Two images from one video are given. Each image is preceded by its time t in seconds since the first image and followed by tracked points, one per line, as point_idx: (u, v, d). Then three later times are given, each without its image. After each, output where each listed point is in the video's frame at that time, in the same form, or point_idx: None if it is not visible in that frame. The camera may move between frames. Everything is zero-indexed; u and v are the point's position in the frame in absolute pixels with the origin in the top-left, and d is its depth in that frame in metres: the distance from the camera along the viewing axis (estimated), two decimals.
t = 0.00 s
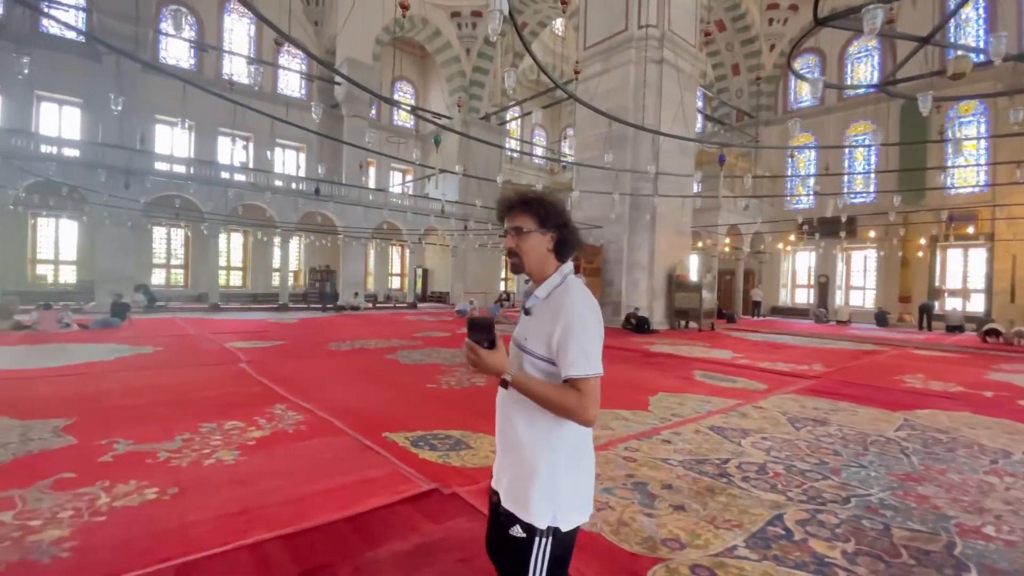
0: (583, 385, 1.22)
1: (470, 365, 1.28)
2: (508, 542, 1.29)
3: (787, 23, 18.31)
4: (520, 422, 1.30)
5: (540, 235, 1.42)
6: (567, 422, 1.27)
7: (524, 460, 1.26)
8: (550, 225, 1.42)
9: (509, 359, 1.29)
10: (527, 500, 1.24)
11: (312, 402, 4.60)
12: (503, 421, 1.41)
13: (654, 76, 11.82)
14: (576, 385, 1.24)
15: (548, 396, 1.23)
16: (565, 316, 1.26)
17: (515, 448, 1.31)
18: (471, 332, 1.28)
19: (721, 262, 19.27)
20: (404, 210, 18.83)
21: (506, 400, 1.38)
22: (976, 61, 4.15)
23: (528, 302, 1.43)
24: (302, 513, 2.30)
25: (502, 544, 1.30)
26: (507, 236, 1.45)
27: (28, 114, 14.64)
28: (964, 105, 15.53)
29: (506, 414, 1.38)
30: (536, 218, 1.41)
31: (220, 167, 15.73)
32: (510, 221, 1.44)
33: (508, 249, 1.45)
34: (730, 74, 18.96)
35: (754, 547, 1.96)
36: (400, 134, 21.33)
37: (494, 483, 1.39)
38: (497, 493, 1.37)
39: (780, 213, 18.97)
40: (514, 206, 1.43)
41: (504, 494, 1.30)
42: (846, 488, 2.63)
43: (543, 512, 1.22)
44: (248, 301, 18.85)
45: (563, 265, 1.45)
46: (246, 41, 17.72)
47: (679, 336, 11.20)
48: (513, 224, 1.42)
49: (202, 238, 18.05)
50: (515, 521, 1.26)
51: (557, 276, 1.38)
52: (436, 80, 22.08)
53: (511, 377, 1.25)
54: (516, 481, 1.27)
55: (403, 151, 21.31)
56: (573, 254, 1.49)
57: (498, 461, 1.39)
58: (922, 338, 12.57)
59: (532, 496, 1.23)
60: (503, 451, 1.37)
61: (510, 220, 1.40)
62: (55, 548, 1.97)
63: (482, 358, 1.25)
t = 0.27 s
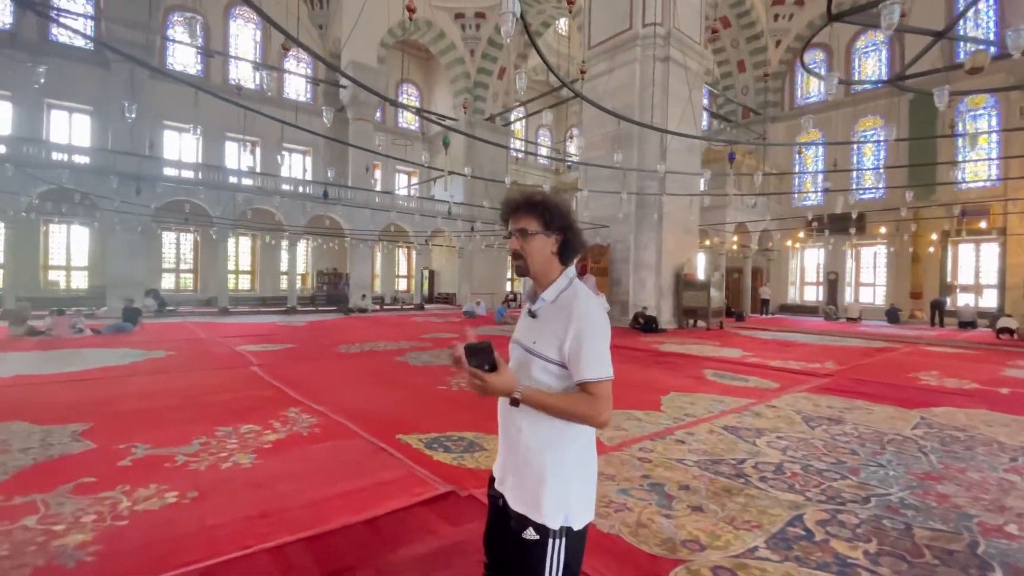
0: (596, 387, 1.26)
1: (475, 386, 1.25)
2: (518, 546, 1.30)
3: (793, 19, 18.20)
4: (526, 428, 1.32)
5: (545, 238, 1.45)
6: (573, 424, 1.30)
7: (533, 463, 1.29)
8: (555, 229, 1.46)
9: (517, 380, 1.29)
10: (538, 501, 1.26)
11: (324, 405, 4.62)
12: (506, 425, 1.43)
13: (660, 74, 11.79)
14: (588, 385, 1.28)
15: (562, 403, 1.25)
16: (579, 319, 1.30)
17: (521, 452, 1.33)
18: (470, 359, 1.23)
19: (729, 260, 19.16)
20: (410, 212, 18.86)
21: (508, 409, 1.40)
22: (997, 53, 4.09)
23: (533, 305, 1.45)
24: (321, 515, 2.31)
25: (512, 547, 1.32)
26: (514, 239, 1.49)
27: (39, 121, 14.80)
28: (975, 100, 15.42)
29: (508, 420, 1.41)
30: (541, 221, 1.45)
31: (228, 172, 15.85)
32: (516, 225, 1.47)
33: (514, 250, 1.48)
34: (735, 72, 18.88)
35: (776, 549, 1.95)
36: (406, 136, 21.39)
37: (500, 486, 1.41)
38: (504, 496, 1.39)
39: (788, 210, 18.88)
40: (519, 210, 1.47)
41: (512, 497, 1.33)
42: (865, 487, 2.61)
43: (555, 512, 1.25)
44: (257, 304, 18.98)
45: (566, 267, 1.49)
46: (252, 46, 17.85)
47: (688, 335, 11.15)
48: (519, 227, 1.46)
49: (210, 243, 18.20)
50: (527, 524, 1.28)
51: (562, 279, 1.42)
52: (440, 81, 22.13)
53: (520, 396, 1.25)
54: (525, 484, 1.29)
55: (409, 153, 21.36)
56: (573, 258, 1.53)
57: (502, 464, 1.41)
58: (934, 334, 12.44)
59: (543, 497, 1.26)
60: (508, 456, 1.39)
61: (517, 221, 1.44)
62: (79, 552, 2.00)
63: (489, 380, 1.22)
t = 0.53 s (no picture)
0: (604, 382, 1.34)
1: (493, 401, 1.27)
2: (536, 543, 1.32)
3: (795, 15, 18.15)
4: (533, 427, 1.35)
5: (541, 241, 1.49)
6: (577, 416, 1.36)
7: (544, 459, 1.31)
8: (548, 232, 1.51)
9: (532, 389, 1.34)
10: (552, 496, 1.29)
11: (336, 407, 4.63)
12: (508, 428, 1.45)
13: (663, 72, 11.77)
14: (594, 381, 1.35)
15: (576, 402, 1.32)
16: (582, 318, 1.37)
17: (529, 450, 1.35)
18: (482, 377, 1.26)
19: (733, 258, 19.10)
20: (413, 213, 18.85)
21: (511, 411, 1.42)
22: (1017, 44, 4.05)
23: (531, 307, 1.49)
24: (342, 518, 2.31)
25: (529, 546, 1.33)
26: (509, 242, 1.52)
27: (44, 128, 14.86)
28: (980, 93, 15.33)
29: (511, 422, 1.43)
30: (535, 224, 1.49)
31: (233, 175, 15.88)
32: (512, 229, 1.50)
33: (510, 254, 1.51)
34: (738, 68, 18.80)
35: (800, 548, 1.94)
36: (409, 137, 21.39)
37: (506, 489, 1.42)
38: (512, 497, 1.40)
39: (792, 207, 18.82)
40: (514, 215, 1.50)
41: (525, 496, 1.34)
42: (886, 485, 2.59)
43: (570, 504, 1.28)
44: (263, 307, 19.02)
45: (558, 267, 1.54)
46: (254, 50, 17.88)
47: (694, 333, 11.12)
48: (514, 232, 1.49)
49: (215, 246, 18.25)
50: (544, 519, 1.30)
51: (558, 281, 1.48)
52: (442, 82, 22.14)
53: (539, 402, 1.30)
54: (538, 481, 1.31)
55: (412, 155, 21.35)
56: (565, 258, 1.58)
57: (508, 467, 1.42)
58: (944, 330, 12.36)
59: (557, 491, 1.29)
60: (514, 457, 1.39)
61: (514, 225, 1.47)
62: (102, 558, 2.00)
63: (506, 398, 1.25)
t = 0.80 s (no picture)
0: (597, 369, 1.39)
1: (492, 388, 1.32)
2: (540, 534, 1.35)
3: (798, 11, 18.08)
4: (533, 418, 1.38)
5: (531, 241, 1.54)
6: (574, 405, 1.41)
7: (546, 449, 1.35)
8: (537, 231, 1.57)
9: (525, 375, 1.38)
10: (555, 483, 1.32)
11: (347, 408, 4.64)
12: (503, 421, 1.48)
13: (667, 70, 11.74)
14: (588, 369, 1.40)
15: (571, 389, 1.36)
16: (573, 310, 1.42)
17: (529, 440, 1.38)
18: (478, 366, 1.32)
19: (738, 255, 19.04)
20: (417, 214, 18.85)
21: (508, 403, 1.45)
22: None
23: (524, 303, 1.54)
24: (361, 521, 2.32)
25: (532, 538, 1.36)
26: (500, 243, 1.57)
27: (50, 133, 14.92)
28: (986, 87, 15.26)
29: (507, 414, 1.46)
30: (525, 225, 1.54)
31: (237, 178, 15.92)
32: (502, 230, 1.56)
33: (502, 254, 1.56)
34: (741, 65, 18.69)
35: (823, 547, 1.93)
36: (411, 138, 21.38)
37: (503, 483, 1.43)
38: (510, 491, 1.41)
39: (797, 203, 18.76)
40: (504, 217, 1.56)
41: (525, 487, 1.35)
42: (905, 484, 2.58)
43: (572, 490, 1.33)
44: (268, 310, 19.07)
45: (548, 267, 1.60)
46: (257, 53, 17.91)
47: (700, 331, 11.09)
48: (506, 232, 1.54)
49: (220, 250, 18.30)
50: (550, 511, 1.33)
51: (549, 278, 1.53)
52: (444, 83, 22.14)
53: (533, 390, 1.34)
54: (539, 470, 1.34)
55: (415, 156, 21.34)
56: (554, 257, 1.64)
57: (505, 460, 1.44)
58: (952, 326, 12.29)
59: (560, 478, 1.33)
60: (513, 451, 1.41)
61: (505, 226, 1.52)
62: (125, 564, 2.01)
63: (502, 384, 1.30)
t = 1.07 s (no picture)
0: (594, 365, 1.41)
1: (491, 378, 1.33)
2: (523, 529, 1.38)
3: (805, 7, 17.95)
4: (531, 413, 1.41)
5: (530, 242, 1.54)
6: (573, 400, 1.43)
7: (542, 443, 1.37)
8: (535, 233, 1.56)
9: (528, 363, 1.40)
10: (549, 477, 1.35)
11: (359, 410, 4.64)
12: (503, 416, 1.50)
13: (673, 68, 11.69)
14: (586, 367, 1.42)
15: (569, 382, 1.38)
16: (572, 309, 1.44)
17: (525, 434, 1.40)
18: (485, 348, 1.34)
19: (746, 254, 18.94)
20: (423, 215, 18.86)
21: (507, 397, 1.47)
22: None
23: (523, 303, 1.55)
24: (377, 522, 2.32)
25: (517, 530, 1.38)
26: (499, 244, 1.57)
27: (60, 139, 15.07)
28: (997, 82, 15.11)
29: (506, 409, 1.48)
30: (523, 227, 1.54)
31: (245, 181, 16.01)
32: (501, 231, 1.56)
33: (501, 256, 1.56)
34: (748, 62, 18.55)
35: (846, 549, 1.91)
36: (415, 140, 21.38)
37: (500, 476, 1.46)
38: (505, 485, 1.44)
39: (805, 201, 18.62)
40: (503, 219, 1.55)
41: (521, 481, 1.38)
42: (926, 484, 2.54)
43: (565, 485, 1.35)
44: (276, 312, 19.16)
45: (546, 267, 1.61)
46: (263, 56, 18.00)
47: (709, 331, 11.04)
48: (505, 233, 1.54)
49: (229, 252, 18.41)
50: (536, 506, 1.36)
51: (548, 278, 1.54)
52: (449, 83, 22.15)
53: (534, 378, 1.36)
54: (534, 463, 1.37)
55: (420, 157, 21.37)
56: (553, 257, 1.64)
57: (503, 453, 1.46)
58: (965, 323, 12.16)
59: (554, 472, 1.35)
60: (511, 446, 1.43)
61: (504, 229, 1.52)
62: (145, 566, 2.02)
63: (506, 368, 1.31)
